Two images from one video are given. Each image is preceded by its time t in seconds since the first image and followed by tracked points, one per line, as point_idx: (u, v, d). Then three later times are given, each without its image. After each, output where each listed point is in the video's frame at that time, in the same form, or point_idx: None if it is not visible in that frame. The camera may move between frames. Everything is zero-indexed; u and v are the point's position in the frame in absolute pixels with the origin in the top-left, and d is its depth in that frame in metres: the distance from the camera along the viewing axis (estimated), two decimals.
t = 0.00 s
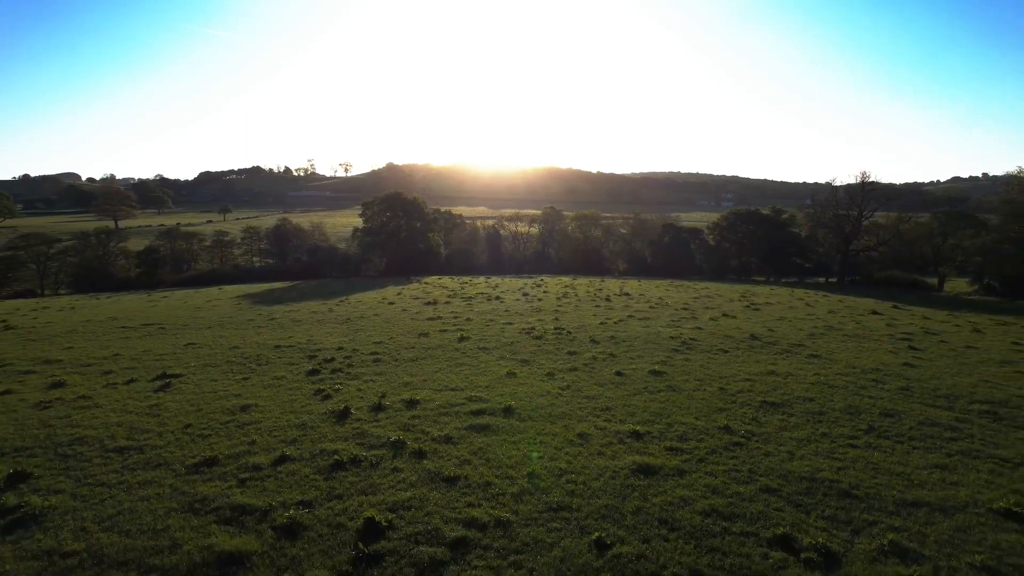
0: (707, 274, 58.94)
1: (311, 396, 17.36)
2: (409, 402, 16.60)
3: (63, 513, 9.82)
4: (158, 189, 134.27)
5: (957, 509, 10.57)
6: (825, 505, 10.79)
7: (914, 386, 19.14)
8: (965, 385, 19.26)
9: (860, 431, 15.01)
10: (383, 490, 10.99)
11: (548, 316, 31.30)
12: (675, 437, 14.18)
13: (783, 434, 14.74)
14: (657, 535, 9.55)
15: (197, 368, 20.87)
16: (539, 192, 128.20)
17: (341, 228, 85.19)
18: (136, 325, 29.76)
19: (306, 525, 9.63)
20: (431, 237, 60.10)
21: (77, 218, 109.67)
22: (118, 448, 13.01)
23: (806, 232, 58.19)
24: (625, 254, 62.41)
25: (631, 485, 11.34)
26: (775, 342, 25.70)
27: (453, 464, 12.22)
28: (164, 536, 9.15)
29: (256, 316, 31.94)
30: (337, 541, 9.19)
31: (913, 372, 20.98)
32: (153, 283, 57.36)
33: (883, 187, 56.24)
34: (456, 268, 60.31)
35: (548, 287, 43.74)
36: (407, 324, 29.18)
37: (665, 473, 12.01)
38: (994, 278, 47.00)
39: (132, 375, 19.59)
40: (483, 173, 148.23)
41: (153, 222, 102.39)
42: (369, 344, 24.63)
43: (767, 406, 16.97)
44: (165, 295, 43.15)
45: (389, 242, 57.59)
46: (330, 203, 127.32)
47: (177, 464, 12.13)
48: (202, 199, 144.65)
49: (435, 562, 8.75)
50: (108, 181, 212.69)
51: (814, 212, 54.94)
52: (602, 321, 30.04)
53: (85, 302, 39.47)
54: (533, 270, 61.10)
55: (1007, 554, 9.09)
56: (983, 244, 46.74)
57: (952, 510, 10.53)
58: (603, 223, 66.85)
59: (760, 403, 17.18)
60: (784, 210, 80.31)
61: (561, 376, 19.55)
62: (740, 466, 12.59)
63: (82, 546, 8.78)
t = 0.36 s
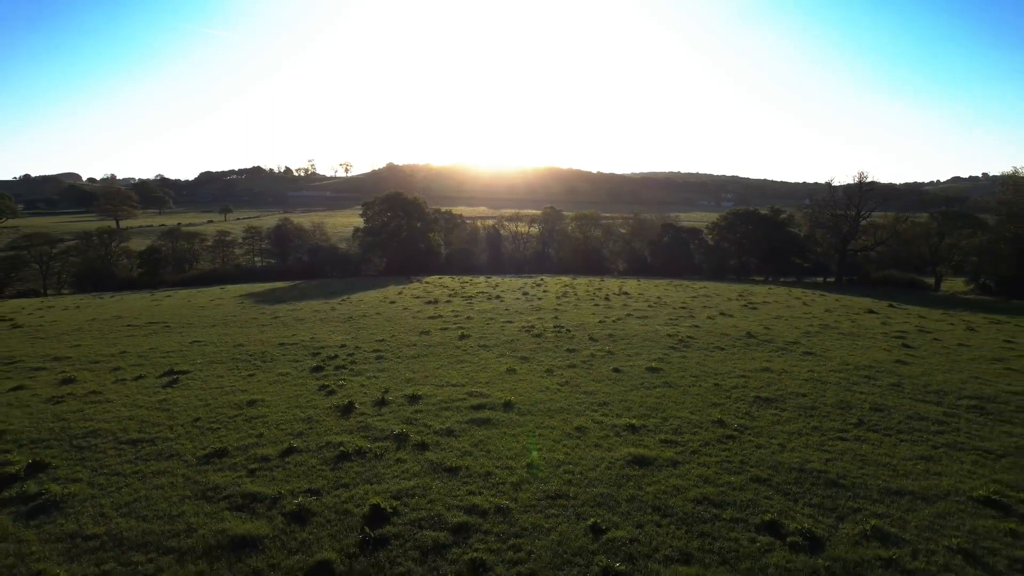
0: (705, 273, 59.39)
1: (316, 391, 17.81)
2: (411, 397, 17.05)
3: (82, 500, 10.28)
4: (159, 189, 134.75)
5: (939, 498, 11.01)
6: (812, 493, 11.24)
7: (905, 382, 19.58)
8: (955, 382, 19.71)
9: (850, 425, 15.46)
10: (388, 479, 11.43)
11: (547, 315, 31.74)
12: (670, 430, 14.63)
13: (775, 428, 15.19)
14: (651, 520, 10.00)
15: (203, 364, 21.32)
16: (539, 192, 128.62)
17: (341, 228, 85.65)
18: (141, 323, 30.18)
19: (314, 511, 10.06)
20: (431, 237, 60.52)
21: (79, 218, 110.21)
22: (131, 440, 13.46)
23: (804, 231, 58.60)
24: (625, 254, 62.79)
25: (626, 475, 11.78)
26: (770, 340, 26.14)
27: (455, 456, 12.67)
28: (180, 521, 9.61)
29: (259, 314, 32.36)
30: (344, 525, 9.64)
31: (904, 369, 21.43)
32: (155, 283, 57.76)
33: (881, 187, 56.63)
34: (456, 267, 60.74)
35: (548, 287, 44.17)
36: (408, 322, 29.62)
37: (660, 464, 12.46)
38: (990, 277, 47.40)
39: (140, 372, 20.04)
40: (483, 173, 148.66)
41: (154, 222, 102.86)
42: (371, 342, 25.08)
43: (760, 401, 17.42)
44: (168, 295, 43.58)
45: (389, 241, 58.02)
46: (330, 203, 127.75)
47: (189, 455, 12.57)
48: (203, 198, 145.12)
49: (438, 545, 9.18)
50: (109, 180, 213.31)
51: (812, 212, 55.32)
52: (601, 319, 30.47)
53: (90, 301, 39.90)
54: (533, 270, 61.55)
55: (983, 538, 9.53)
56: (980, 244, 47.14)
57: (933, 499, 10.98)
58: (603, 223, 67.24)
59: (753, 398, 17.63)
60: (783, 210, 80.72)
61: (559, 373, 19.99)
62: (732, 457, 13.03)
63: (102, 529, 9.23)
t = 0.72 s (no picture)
0: (704, 273, 59.82)
1: (320, 387, 18.27)
2: (414, 392, 17.51)
3: (101, 488, 10.75)
4: (160, 189, 135.23)
5: (922, 486, 11.45)
6: (800, 483, 11.68)
7: (896, 378, 20.02)
8: (945, 378, 20.15)
9: (840, 419, 15.90)
10: (392, 469, 11.88)
11: (547, 313, 32.25)
12: (665, 424, 15.08)
13: (767, 422, 15.64)
14: (644, 507, 10.44)
15: (209, 361, 21.79)
16: (539, 193, 129.12)
17: (342, 228, 86.12)
18: (146, 321, 30.66)
19: (322, 499, 10.50)
20: (432, 237, 60.96)
21: (80, 217, 110.59)
22: (143, 433, 13.92)
23: (802, 231, 59.02)
24: (624, 254, 63.20)
25: (622, 466, 12.22)
26: (766, 338, 26.60)
27: (457, 447, 13.12)
28: (194, 507, 10.07)
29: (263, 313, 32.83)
30: (351, 511, 10.08)
31: (896, 365, 21.89)
32: (158, 282, 58.20)
33: (878, 187, 57.06)
34: (457, 267, 61.16)
35: (548, 286, 44.64)
36: (410, 320, 30.09)
37: (654, 455, 12.91)
38: (985, 276, 47.83)
39: (148, 368, 20.51)
40: (484, 173, 149.09)
41: (156, 222, 103.31)
42: (374, 339, 25.54)
43: (754, 396, 17.88)
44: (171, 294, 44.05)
45: (390, 241, 58.46)
46: (331, 203, 128.14)
47: (200, 447, 13.03)
48: (204, 199, 145.57)
49: (440, 529, 9.61)
50: (110, 180, 213.79)
51: (810, 212, 55.75)
52: (599, 318, 30.95)
53: (94, 300, 40.39)
54: (533, 269, 61.98)
55: (962, 523, 9.96)
56: (976, 243, 47.56)
57: (916, 487, 11.42)
58: (602, 223, 67.68)
59: (747, 393, 18.09)
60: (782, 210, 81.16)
61: (558, 369, 20.44)
62: (724, 449, 13.48)
63: (121, 514, 9.68)
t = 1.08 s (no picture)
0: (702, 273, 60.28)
1: (325, 382, 18.72)
2: (416, 388, 17.96)
3: (117, 477, 11.20)
4: (161, 189, 135.63)
5: (906, 477, 11.91)
6: (789, 473, 12.14)
7: (888, 375, 20.45)
8: (936, 374, 20.61)
9: (831, 413, 16.36)
10: (396, 460, 12.33)
11: (546, 312, 32.73)
12: (660, 418, 15.53)
13: (760, 415, 16.12)
14: (638, 494, 10.88)
15: (215, 358, 22.25)
16: (540, 193, 129.58)
17: (343, 228, 86.58)
18: (152, 320, 31.10)
19: (330, 487, 10.94)
20: (432, 237, 61.34)
21: (81, 218, 111.06)
22: (154, 426, 14.38)
23: (800, 231, 59.47)
24: (623, 254, 63.62)
25: (618, 457, 12.67)
26: (761, 336, 27.04)
27: (458, 440, 13.57)
28: (207, 494, 10.51)
29: (266, 312, 33.30)
30: (358, 498, 10.53)
31: (889, 362, 22.35)
32: (160, 282, 58.61)
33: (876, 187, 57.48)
34: (457, 267, 61.62)
35: (548, 285, 45.08)
36: (411, 319, 30.54)
37: (649, 447, 13.35)
38: (981, 276, 48.26)
39: (156, 365, 20.96)
40: (484, 173, 149.61)
41: (157, 222, 103.70)
42: (376, 337, 26.01)
43: (748, 391, 18.33)
44: (175, 293, 44.54)
45: (391, 241, 58.94)
46: (332, 203, 128.60)
47: (210, 439, 13.48)
48: (205, 199, 146.02)
49: (443, 515, 10.02)
50: (111, 181, 214.53)
51: (808, 212, 56.17)
52: (598, 317, 31.41)
53: (98, 300, 40.81)
54: (533, 269, 62.44)
55: (942, 509, 10.40)
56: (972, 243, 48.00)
57: (900, 477, 11.87)
58: (601, 224, 68.08)
59: (741, 389, 18.53)
60: (781, 210, 81.65)
61: (557, 366, 20.89)
62: (717, 441, 13.92)
63: (138, 501, 10.14)
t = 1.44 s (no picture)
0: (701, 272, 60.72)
1: (329, 378, 19.17)
2: (418, 383, 18.42)
3: (132, 467, 11.67)
4: (162, 189, 136.05)
5: (891, 467, 12.35)
6: (779, 463, 12.59)
7: (880, 371, 20.91)
8: (927, 371, 21.05)
9: (823, 408, 16.81)
10: (400, 451, 12.79)
11: (546, 311, 33.16)
12: (656, 412, 15.97)
13: (753, 409, 16.57)
14: (632, 483, 11.32)
15: (221, 355, 22.71)
16: (540, 193, 129.98)
17: (344, 228, 86.99)
18: (157, 318, 31.54)
19: (337, 476, 11.40)
20: (432, 238, 61.73)
21: (82, 218, 111.47)
22: (165, 419, 14.85)
23: (798, 231, 59.86)
24: (623, 254, 64.04)
25: (614, 449, 13.13)
26: (757, 334, 27.49)
27: (460, 432, 14.03)
28: (220, 483, 10.98)
29: (269, 310, 33.76)
30: (364, 486, 10.99)
31: (881, 359, 22.80)
32: (162, 282, 59.04)
33: (874, 187, 57.87)
34: (457, 266, 62.05)
35: (547, 285, 45.51)
36: (413, 317, 30.97)
37: (644, 439, 13.80)
38: (978, 276, 48.68)
39: (163, 362, 21.42)
40: (484, 173, 149.95)
41: (158, 222, 104.13)
42: (378, 335, 26.47)
43: (742, 387, 18.79)
44: (177, 292, 44.98)
45: (392, 241, 59.40)
46: (333, 203, 128.99)
47: (220, 432, 13.94)
48: (206, 199, 146.44)
49: (445, 502, 10.47)
50: (111, 181, 214.91)
51: (806, 212, 56.58)
52: (597, 315, 31.83)
53: (102, 299, 41.28)
54: (533, 269, 62.89)
55: (924, 497, 10.85)
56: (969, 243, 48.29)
57: (886, 468, 12.32)
58: (601, 224, 68.45)
59: (736, 385, 18.99)
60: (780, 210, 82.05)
61: (556, 363, 21.34)
62: (711, 434, 14.37)
63: (154, 489, 10.61)
